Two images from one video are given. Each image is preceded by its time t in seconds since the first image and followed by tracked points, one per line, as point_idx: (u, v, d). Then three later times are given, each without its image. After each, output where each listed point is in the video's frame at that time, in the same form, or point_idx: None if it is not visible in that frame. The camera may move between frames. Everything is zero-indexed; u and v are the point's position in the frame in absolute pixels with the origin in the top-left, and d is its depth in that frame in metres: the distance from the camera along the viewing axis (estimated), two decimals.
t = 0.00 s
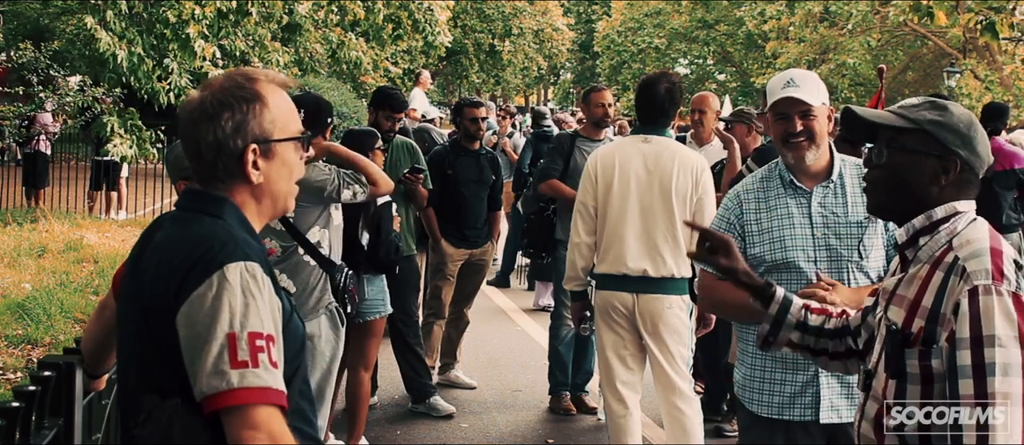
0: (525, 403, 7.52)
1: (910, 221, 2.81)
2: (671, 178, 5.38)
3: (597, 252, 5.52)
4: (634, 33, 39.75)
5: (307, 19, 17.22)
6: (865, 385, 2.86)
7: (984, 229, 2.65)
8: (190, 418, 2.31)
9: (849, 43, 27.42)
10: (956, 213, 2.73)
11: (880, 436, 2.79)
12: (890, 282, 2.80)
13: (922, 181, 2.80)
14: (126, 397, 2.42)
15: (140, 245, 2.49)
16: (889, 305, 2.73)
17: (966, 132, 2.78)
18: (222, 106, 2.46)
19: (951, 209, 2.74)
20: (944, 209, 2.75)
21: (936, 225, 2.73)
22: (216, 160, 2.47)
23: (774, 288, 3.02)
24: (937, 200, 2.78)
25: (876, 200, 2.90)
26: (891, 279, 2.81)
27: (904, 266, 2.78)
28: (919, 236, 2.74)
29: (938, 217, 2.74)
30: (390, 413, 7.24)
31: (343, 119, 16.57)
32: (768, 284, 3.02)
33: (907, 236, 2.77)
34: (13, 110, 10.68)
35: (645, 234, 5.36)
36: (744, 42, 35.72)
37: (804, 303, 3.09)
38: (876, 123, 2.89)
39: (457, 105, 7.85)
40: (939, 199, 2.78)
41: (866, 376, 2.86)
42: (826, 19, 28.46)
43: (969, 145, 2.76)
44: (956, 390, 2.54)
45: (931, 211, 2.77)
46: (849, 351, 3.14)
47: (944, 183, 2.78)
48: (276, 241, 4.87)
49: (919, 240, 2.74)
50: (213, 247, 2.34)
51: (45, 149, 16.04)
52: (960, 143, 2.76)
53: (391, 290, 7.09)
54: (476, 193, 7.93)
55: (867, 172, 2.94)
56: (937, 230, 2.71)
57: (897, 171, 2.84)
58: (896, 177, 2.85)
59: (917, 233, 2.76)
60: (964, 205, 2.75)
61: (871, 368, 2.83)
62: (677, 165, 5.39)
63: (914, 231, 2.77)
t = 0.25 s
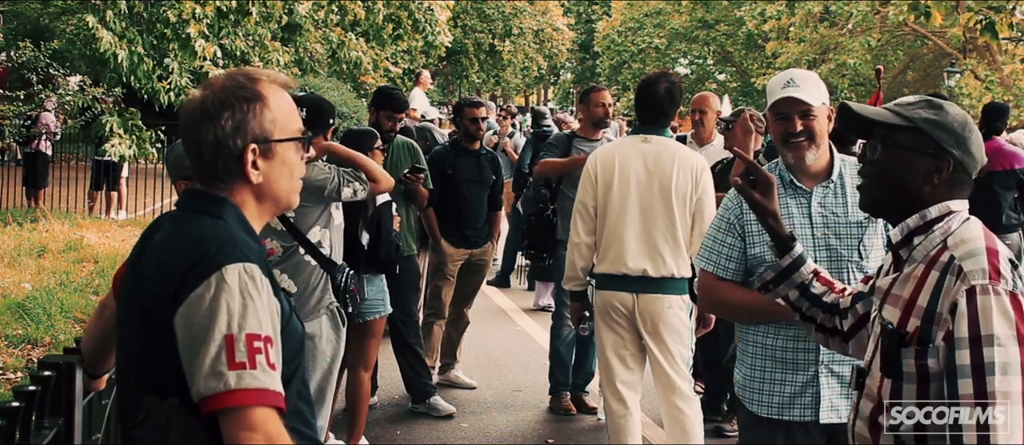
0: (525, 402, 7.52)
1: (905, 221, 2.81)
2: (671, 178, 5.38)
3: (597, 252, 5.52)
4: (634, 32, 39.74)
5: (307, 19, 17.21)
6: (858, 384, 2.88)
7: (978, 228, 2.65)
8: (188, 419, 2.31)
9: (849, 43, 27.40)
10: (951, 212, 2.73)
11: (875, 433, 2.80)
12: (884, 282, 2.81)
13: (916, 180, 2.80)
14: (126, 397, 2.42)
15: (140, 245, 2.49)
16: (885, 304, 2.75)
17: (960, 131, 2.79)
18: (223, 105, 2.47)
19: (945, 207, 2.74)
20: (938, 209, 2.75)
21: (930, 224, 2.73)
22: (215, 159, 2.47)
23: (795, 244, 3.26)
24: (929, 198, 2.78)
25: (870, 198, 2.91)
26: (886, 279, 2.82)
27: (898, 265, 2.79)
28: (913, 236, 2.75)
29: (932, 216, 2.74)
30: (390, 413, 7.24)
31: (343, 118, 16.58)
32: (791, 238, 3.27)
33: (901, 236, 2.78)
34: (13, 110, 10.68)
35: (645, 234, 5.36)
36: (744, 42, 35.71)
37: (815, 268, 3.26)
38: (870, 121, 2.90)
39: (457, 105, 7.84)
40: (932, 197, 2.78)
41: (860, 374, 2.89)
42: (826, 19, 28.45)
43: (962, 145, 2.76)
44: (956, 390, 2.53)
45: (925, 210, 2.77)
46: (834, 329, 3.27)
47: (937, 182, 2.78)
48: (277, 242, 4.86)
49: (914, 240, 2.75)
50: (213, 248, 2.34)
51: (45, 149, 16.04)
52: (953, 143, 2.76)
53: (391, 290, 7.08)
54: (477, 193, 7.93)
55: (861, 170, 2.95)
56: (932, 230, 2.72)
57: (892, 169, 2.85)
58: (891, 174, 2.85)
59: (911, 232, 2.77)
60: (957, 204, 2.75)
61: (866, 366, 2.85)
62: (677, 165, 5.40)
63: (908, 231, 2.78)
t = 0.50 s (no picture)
0: (525, 403, 7.53)
1: (903, 221, 2.81)
2: (670, 179, 5.38)
3: (596, 253, 5.52)
4: (634, 33, 39.74)
5: (307, 19, 17.22)
6: (856, 384, 2.86)
7: (976, 228, 2.66)
8: (187, 420, 2.31)
9: (848, 43, 27.41)
10: (947, 212, 2.73)
11: (875, 433, 2.79)
12: (882, 282, 2.80)
13: (912, 180, 2.81)
14: (125, 397, 2.42)
15: (139, 245, 2.49)
16: (883, 304, 2.74)
17: (956, 131, 2.80)
18: (217, 105, 2.46)
19: (942, 208, 2.74)
20: (935, 208, 2.75)
21: (927, 225, 2.73)
22: (211, 160, 2.47)
23: (770, 240, 3.17)
24: (926, 199, 2.78)
25: (865, 198, 2.91)
26: (883, 280, 2.81)
27: (896, 265, 2.78)
28: (911, 236, 2.74)
29: (929, 216, 2.74)
30: (390, 413, 7.24)
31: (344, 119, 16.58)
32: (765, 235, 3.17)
33: (899, 236, 2.77)
34: (13, 110, 10.69)
35: (645, 234, 5.36)
36: (744, 42, 35.71)
37: (793, 264, 3.17)
38: (865, 120, 2.90)
39: (457, 105, 7.83)
40: (929, 197, 2.79)
41: (858, 374, 2.86)
42: (826, 20, 28.50)
43: (959, 144, 2.78)
44: (958, 390, 2.54)
45: (922, 210, 2.77)
46: (819, 325, 3.19)
47: (934, 182, 2.79)
48: (276, 241, 4.87)
49: (912, 240, 2.74)
50: (212, 248, 2.34)
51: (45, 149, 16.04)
52: (950, 143, 2.77)
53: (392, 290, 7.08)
54: (476, 194, 7.93)
55: (856, 170, 2.94)
56: (930, 230, 2.71)
57: (888, 168, 2.85)
58: (887, 174, 2.85)
59: (908, 232, 2.76)
60: (953, 204, 2.76)
61: (863, 367, 2.84)
62: (677, 165, 5.40)
63: (905, 231, 2.77)
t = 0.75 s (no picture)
0: (525, 403, 7.53)
1: (904, 222, 2.80)
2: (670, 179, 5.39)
3: (597, 253, 5.51)
4: (633, 33, 39.78)
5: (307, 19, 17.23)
6: (858, 384, 2.82)
7: (979, 228, 2.67)
8: (186, 421, 2.31)
9: (848, 42, 27.41)
10: (948, 212, 2.73)
11: (878, 435, 2.76)
12: (884, 283, 2.78)
13: (912, 181, 2.80)
14: (124, 397, 2.42)
15: (138, 244, 2.49)
16: (887, 305, 2.73)
17: (955, 131, 2.81)
18: (213, 106, 2.46)
19: (943, 208, 2.74)
20: (937, 208, 2.74)
21: (930, 225, 2.72)
22: (209, 161, 2.47)
23: (727, 238, 3.18)
24: (927, 199, 2.78)
25: (867, 199, 2.88)
26: (885, 280, 2.79)
27: (897, 266, 2.76)
28: (913, 236, 2.72)
29: (932, 216, 2.73)
30: (390, 413, 7.25)
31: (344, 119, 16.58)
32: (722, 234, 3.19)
33: (902, 236, 2.75)
34: (13, 110, 10.69)
35: (645, 234, 5.36)
36: (744, 43, 35.72)
37: (754, 257, 3.17)
38: (865, 120, 2.90)
39: (457, 105, 7.83)
40: (929, 197, 2.79)
41: (861, 375, 2.82)
42: (826, 20, 28.53)
43: (959, 144, 2.79)
44: (964, 390, 2.55)
45: (924, 210, 2.76)
46: (797, 315, 3.12)
47: (935, 182, 2.79)
48: (275, 240, 4.86)
49: (914, 240, 2.72)
50: (211, 248, 2.34)
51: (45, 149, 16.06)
52: (949, 142, 2.79)
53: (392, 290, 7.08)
54: (477, 193, 7.94)
55: (855, 171, 2.93)
56: (932, 230, 2.71)
57: (888, 169, 2.84)
58: (887, 174, 2.84)
59: (910, 233, 2.74)
60: (953, 203, 2.76)
61: (867, 368, 2.79)
62: (677, 165, 5.41)
63: (908, 231, 2.75)
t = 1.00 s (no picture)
0: (526, 403, 7.53)
1: (903, 223, 2.80)
2: (670, 179, 5.39)
3: (597, 253, 5.51)
4: (633, 33, 39.79)
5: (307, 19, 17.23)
6: (861, 387, 2.82)
7: (979, 228, 2.67)
8: (186, 420, 2.31)
9: (848, 42, 27.40)
10: (948, 212, 2.73)
11: (880, 436, 2.77)
12: (884, 284, 2.78)
13: (911, 182, 2.80)
14: (124, 397, 2.42)
15: (138, 244, 2.49)
16: (888, 306, 2.74)
17: (954, 132, 2.81)
18: (212, 107, 2.46)
19: (943, 208, 2.74)
20: (937, 209, 2.75)
21: (929, 225, 2.72)
22: (208, 162, 2.47)
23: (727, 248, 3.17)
24: (927, 200, 2.79)
25: (868, 200, 2.89)
26: (886, 281, 2.80)
27: (897, 267, 2.76)
28: (913, 237, 2.73)
29: (931, 217, 2.73)
30: (390, 413, 7.25)
31: (344, 119, 16.58)
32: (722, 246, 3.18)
33: (902, 237, 2.75)
34: (13, 110, 10.69)
35: (645, 235, 5.36)
36: (744, 43, 35.73)
37: (754, 267, 3.16)
38: (864, 122, 2.90)
39: (458, 105, 7.84)
40: (928, 198, 2.79)
41: (863, 377, 2.82)
42: (826, 20, 28.54)
43: (958, 145, 2.79)
44: (966, 390, 2.55)
45: (923, 211, 2.77)
46: (801, 323, 3.10)
47: (934, 183, 2.79)
48: (275, 240, 4.87)
49: (914, 241, 2.73)
50: (211, 248, 2.34)
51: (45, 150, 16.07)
52: (948, 143, 2.79)
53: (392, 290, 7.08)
54: (477, 194, 7.93)
55: (855, 172, 2.93)
56: (932, 231, 2.71)
57: (887, 171, 2.84)
58: (886, 175, 2.84)
59: (910, 234, 2.75)
60: (953, 204, 2.76)
61: (868, 369, 2.80)
62: (677, 165, 5.41)
63: (907, 232, 2.75)
